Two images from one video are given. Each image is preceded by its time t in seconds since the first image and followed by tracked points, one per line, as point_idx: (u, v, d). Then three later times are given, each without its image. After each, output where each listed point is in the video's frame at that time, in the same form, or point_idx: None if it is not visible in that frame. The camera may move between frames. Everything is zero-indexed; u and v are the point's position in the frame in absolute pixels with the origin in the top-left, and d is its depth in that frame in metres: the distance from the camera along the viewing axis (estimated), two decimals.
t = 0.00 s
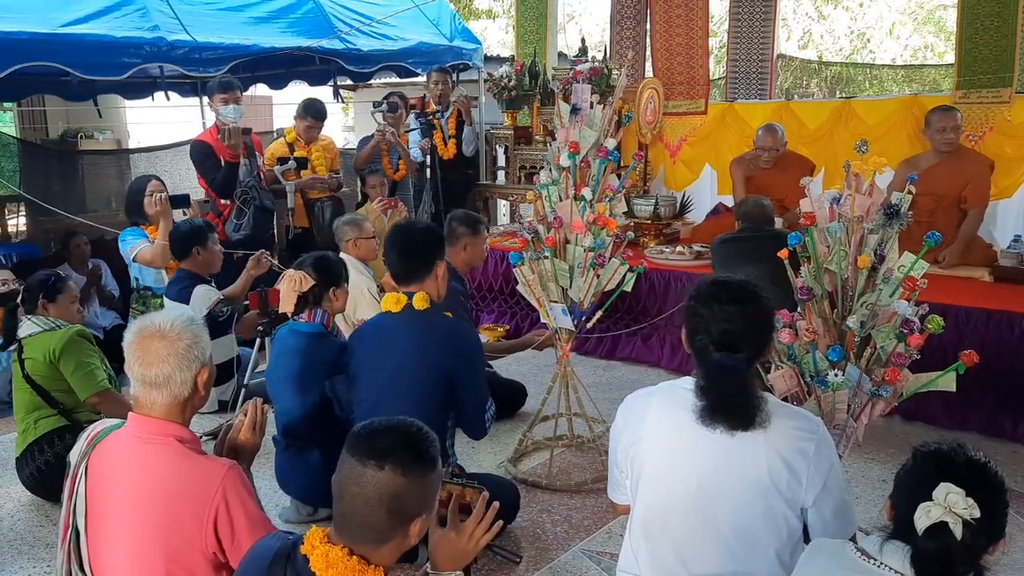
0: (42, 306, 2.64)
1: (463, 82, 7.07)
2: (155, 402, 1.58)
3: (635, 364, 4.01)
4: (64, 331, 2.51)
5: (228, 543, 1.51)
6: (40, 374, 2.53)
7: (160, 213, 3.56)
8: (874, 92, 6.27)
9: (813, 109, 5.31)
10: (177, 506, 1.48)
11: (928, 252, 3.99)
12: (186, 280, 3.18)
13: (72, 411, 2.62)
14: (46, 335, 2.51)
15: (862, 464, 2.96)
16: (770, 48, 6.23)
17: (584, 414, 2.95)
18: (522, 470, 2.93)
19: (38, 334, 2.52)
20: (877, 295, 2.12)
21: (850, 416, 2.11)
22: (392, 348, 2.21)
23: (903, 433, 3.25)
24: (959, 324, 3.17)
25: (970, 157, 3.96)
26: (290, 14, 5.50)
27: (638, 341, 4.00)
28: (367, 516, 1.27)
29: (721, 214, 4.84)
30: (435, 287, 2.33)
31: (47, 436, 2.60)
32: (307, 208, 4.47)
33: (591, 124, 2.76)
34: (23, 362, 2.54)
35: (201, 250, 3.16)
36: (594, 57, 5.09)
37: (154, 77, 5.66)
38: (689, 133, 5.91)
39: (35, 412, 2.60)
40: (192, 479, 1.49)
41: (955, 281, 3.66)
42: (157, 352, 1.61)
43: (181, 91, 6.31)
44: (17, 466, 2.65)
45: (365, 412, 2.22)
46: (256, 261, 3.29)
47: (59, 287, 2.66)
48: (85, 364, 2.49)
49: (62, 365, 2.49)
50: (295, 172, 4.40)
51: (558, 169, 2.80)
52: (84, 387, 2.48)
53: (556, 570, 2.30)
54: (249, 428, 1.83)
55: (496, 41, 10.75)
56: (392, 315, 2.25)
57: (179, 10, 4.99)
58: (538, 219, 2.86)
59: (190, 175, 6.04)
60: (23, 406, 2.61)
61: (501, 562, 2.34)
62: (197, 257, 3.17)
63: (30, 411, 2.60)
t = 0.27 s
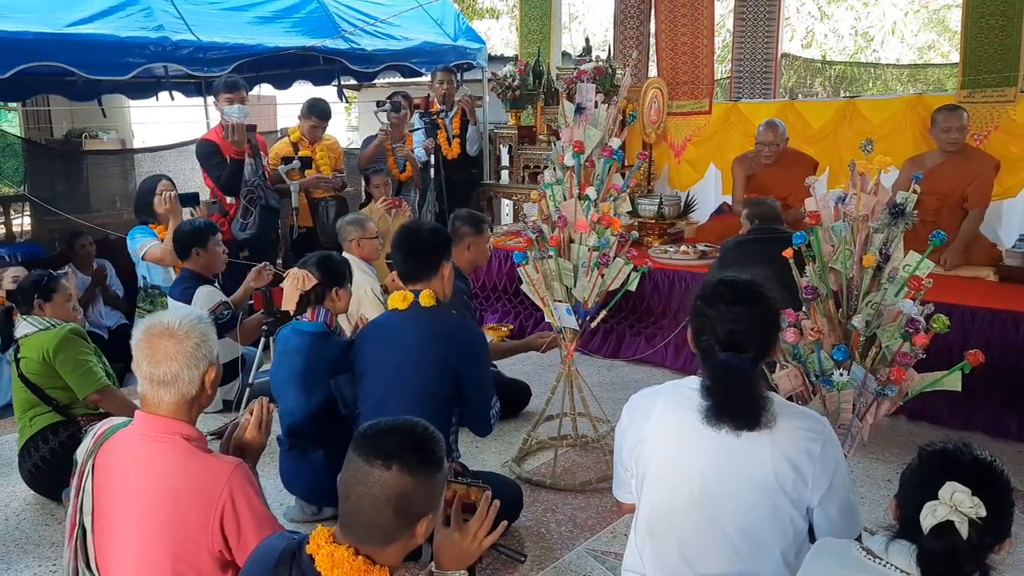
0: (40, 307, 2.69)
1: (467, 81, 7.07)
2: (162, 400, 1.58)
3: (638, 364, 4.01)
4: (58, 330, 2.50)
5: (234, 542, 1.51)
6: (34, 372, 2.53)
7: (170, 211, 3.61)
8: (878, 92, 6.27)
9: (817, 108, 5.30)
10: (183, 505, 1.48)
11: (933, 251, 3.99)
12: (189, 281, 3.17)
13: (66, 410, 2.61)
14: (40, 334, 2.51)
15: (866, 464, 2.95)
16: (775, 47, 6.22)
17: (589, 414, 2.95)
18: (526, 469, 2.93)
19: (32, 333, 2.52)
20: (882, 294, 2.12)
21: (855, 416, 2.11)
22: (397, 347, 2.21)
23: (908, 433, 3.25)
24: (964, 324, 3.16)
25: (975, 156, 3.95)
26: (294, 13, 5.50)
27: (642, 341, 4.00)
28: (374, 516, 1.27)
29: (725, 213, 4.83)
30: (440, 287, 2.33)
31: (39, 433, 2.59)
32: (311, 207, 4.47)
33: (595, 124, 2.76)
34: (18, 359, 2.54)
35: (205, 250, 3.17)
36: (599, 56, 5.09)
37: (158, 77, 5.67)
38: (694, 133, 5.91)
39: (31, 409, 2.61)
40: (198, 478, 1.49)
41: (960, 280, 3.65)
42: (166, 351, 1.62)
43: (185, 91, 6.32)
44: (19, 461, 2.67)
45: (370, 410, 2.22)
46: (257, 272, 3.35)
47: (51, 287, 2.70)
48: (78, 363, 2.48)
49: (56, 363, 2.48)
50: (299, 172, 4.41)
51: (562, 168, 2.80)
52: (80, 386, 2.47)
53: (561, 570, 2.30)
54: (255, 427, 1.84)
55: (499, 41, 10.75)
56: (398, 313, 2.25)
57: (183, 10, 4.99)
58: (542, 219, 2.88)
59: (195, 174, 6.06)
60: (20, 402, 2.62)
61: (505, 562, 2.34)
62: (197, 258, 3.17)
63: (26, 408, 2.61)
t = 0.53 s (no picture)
0: (50, 307, 2.66)
1: (470, 82, 7.08)
2: (167, 399, 1.59)
3: (642, 364, 4.01)
4: (65, 332, 2.50)
5: (238, 542, 1.51)
6: (39, 373, 2.53)
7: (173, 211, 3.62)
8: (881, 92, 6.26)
9: (819, 108, 5.30)
10: (186, 505, 1.48)
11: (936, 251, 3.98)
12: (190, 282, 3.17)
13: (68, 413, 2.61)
14: (47, 335, 2.51)
15: (869, 465, 2.95)
16: (778, 48, 6.21)
17: (591, 414, 2.95)
18: (529, 470, 2.94)
19: (38, 334, 2.52)
20: (885, 295, 2.11)
21: (857, 416, 2.11)
22: (402, 347, 2.22)
23: (911, 433, 3.24)
24: (968, 324, 3.16)
25: (978, 157, 3.94)
26: (296, 14, 5.51)
27: (644, 341, 4.00)
28: (376, 517, 1.27)
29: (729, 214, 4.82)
30: (448, 288, 2.33)
31: (39, 437, 2.60)
32: (314, 207, 4.48)
33: (598, 124, 2.75)
34: (23, 359, 2.55)
35: (209, 250, 3.17)
36: (601, 56, 5.09)
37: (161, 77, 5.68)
38: (696, 133, 5.91)
39: (33, 410, 2.61)
40: (202, 479, 1.50)
41: (964, 281, 3.64)
42: (171, 351, 1.62)
43: (188, 91, 6.33)
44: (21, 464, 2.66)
45: (374, 409, 2.22)
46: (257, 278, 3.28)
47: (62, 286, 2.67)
48: (86, 365, 2.49)
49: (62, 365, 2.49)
50: (302, 172, 4.43)
51: (564, 169, 2.80)
52: (90, 387, 2.49)
53: (563, 570, 2.30)
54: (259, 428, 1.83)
55: (503, 41, 10.75)
56: (405, 313, 2.26)
57: (186, 10, 5.00)
58: (545, 219, 2.88)
59: (198, 174, 6.08)
60: (22, 403, 2.62)
61: (507, 563, 2.34)
62: (195, 259, 3.17)
63: (29, 408, 2.61)
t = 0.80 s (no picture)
0: (80, 308, 2.65)
1: (472, 82, 7.08)
2: (169, 399, 1.59)
3: (644, 364, 4.01)
4: (102, 336, 2.53)
5: (239, 543, 1.51)
6: (69, 377, 2.52)
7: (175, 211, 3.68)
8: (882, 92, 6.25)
9: (821, 109, 5.30)
10: (188, 506, 1.49)
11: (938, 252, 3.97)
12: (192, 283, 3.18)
13: (92, 418, 2.62)
14: (83, 339, 2.52)
15: (871, 465, 2.95)
16: (780, 48, 6.22)
17: (593, 414, 2.95)
18: (531, 470, 2.94)
19: (73, 338, 2.52)
20: (887, 296, 2.11)
21: (859, 417, 2.11)
22: (405, 347, 2.22)
23: (913, 434, 3.24)
24: (970, 325, 3.16)
25: (980, 157, 3.94)
26: (299, 14, 5.52)
27: (646, 341, 4.00)
28: (377, 519, 1.27)
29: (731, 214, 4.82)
30: (455, 291, 2.34)
31: (59, 444, 2.60)
32: (316, 207, 4.48)
33: (600, 125, 2.76)
34: (51, 363, 2.53)
35: (212, 250, 3.18)
36: (603, 56, 5.08)
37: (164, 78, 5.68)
38: (698, 133, 5.91)
39: (56, 414, 2.62)
40: (203, 479, 1.50)
41: (966, 282, 3.64)
42: (174, 351, 1.63)
43: (191, 91, 6.34)
44: (33, 469, 2.65)
45: (376, 410, 2.22)
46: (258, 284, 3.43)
47: (92, 287, 2.67)
48: (126, 370, 2.55)
49: (99, 370, 2.52)
50: (304, 172, 4.45)
51: (566, 169, 2.81)
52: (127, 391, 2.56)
53: (564, 571, 2.30)
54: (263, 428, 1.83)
55: (505, 41, 10.76)
56: (410, 314, 2.26)
57: (189, 10, 5.01)
58: (546, 219, 2.87)
59: (201, 174, 6.08)
60: (44, 406, 2.61)
61: (508, 563, 2.35)
62: (196, 259, 3.18)
63: (50, 412, 2.61)
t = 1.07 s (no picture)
0: (106, 310, 2.68)
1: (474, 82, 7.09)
2: (174, 397, 1.60)
3: (645, 365, 4.00)
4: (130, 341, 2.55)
5: (241, 542, 1.52)
6: (93, 379, 2.52)
7: (176, 210, 3.69)
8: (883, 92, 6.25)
9: (823, 109, 5.29)
10: (190, 506, 1.49)
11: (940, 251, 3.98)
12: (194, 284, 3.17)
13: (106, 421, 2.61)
14: (111, 341, 2.53)
15: (873, 466, 2.95)
16: (782, 48, 6.21)
17: (595, 415, 2.95)
18: (532, 470, 2.94)
19: (100, 340, 2.53)
20: (888, 297, 2.11)
21: (861, 418, 2.11)
22: (408, 348, 2.22)
23: (915, 434, 3.24)
24: (972, 326, 3.15)
25: (981, 157, 3.93)
26: (301, 14, 5.52)
27: (648, 341, 4.00)
28: (379, 520, 1.27)
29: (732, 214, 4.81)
30: (462, 293, 2.34)
31: (70, 441, 2.60)
32: (318, 208, 4.49)
33: (601, 125, 2.76)
34: (74, 361, 2.52)
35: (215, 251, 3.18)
36: (605, 57, 5.08)
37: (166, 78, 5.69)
38: (700, 134, 5.91)
39: (71, 412, 2.62)
40: (206, 479, 1.50)
41: (969, 282, 3.63)
42: (180, 349, 1.63)
43: (193, 91, 6.34)
44: (38, 466, 2.66)
45: (380, 409, 2.22)
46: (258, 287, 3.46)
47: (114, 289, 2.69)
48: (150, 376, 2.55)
49: (122, 373, 2.52)
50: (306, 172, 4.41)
51: (568, 169, 2.82)
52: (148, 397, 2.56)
53: (565, 571, 2.31)
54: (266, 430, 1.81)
55: (506, 41, 10.75)
56: (416, 314, 2.27)
57: (191, 10, 5.01)
58: (549, 220, 2.88)
59: (203, 174, 6.09)
60: (59, 403, 2.61)
61: (510, 564, 2.35)
62: (199, 260, 3.18)
63: (66, 409, 2.61)
